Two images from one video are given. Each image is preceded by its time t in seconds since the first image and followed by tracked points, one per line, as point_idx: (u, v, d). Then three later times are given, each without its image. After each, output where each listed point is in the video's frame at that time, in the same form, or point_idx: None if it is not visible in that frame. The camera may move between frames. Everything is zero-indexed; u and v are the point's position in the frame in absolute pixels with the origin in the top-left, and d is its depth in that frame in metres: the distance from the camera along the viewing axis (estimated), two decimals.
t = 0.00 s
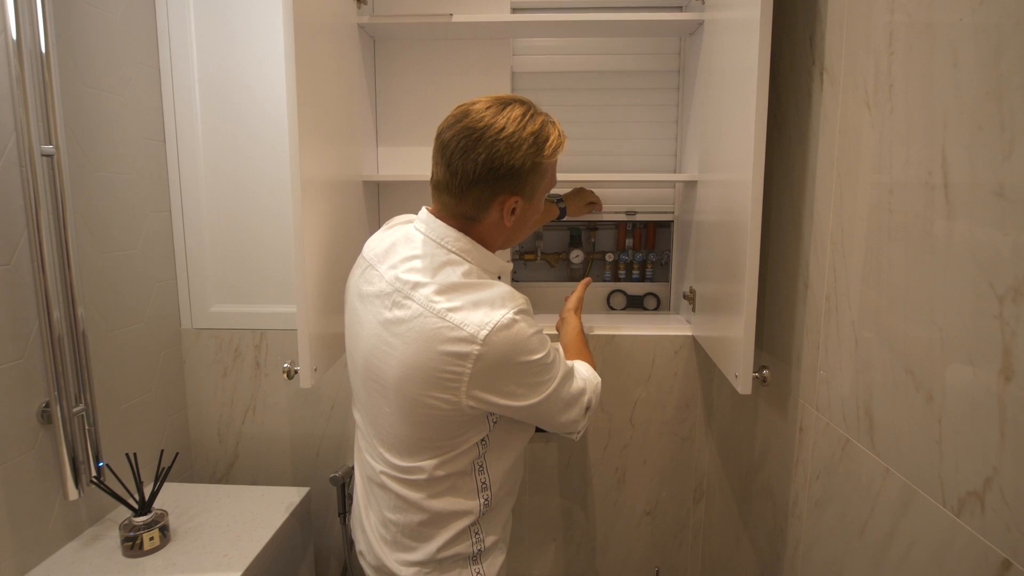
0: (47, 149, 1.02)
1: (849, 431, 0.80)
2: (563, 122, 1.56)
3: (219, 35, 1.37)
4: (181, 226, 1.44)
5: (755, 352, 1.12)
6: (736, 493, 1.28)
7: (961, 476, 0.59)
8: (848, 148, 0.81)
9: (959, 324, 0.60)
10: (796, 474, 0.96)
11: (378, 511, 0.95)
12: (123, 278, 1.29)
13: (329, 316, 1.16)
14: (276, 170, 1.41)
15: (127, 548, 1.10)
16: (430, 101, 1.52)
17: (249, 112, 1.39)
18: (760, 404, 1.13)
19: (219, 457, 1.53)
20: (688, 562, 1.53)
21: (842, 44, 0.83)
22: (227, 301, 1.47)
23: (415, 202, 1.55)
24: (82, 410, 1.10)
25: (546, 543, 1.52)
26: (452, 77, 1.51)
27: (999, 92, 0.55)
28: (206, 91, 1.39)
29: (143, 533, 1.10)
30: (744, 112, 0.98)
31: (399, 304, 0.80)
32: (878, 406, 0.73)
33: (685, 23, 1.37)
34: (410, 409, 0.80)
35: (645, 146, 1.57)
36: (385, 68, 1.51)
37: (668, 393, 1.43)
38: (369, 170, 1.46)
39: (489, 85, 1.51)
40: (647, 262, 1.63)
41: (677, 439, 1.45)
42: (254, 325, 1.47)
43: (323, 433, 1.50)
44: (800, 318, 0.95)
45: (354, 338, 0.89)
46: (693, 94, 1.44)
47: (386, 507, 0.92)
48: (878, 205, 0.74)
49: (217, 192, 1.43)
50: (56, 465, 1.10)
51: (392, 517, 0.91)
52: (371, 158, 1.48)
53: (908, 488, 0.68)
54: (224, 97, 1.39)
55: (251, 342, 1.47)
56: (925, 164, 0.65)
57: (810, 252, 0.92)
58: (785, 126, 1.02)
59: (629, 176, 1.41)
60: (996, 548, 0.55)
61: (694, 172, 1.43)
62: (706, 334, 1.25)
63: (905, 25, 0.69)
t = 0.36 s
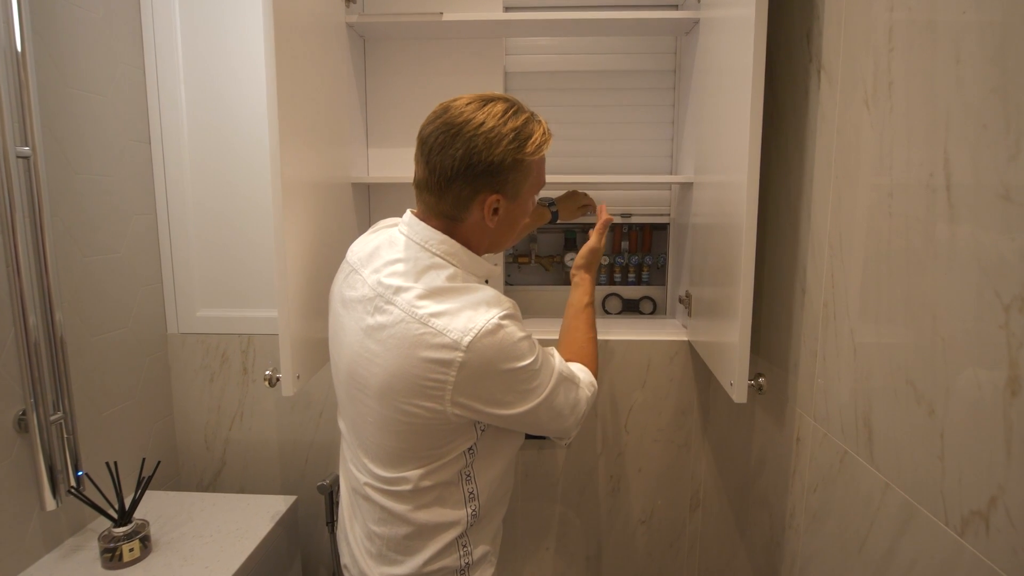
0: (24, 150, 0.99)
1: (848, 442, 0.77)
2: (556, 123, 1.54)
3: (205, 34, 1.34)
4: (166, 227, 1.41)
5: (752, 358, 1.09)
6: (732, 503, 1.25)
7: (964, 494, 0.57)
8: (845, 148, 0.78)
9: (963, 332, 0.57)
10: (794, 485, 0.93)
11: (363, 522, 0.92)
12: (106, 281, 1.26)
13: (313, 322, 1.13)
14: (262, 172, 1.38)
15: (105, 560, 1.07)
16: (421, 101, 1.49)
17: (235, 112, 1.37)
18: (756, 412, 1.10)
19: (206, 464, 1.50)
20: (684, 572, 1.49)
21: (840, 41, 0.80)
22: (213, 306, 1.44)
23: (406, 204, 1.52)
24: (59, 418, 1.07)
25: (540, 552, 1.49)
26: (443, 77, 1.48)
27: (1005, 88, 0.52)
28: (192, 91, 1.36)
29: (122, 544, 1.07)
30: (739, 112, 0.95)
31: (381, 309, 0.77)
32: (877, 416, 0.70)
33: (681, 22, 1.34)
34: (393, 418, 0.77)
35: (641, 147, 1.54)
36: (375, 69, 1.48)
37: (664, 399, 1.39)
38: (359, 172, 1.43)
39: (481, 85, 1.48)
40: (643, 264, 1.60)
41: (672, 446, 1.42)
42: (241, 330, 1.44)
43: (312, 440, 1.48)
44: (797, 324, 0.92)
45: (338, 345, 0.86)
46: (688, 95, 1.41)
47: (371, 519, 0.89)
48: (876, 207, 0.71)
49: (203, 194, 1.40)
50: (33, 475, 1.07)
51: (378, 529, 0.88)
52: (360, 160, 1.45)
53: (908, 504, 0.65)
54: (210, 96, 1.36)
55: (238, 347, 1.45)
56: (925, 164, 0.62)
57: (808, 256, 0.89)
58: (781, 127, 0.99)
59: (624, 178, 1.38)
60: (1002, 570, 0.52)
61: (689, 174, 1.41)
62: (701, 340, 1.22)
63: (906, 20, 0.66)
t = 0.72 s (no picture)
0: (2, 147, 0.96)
1: (846, 452, 0.74)
2: (550, 121, 1.51)
3: (190, 30, 1.31)
4: (151, 228, 1.38)
5: (748, 363, 1.06)
6: (728, 510, 1.22)
7: (968, 510, 0.54)
8: (844, 146, 0.75)
9: (968, 340, 0.54)
10: (791, 494, 0.90)
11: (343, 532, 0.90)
12: (88, 282, 1.23)
13: (298, 325, 1.11)
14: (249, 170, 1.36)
15: (86, 569, 1.05)
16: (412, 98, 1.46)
17: (221, 110, 1.34)
18: (753, 418, 1.07)
19: (194, 468, 1.48)
20: None
21: (839, 35, 0.77)
22: (200, 307, 1.41)
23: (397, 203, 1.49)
24: (38, 422, 1.04)
25: (533, 558, 1.46)
26: (434, 74, 1.45)
27: (1013, 81, 0.49)
28: (176, 88, 1.33)
29: (103, 552, 1.05)
30: (735, 108, 0.92)
31: (349, 307, 0.75)
32: (877, 426, 0.67)
33: (677, 17, 1.31)
34: (360, 421, 0.75)
35: (636, 145, 1.51)
36: (365, 66, 1.45)
37: (659, 403, 1.36)
38: (348, 171, 1.40)
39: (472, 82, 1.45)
40: (639, 265, 1.57)
41: (668, 451, 1.39)
42: (229, 332, 1.41)
43: (301, 444, 1.45)
44: (794, 328, 0.89)
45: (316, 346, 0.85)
46: (685, 92, 1.38)
47: (350, 529, 0.87)
48: (876, 208, 0.68)
49: (189, 193, 1.37)
50: (10, 481, 1.04)
51: (356, 539, 0.86)
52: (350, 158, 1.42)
53: (910, 519, 0.62)
54: (196, 94, 1.33)
55: (225, 349, 1.42)
56: (928, 163, 0.59)
57: (805, 258, 0.86)
58: (778, 124, 0.96)
59: (618, 178, 1.35)
60: None
61: (686, 172, 1.38)
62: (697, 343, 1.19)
63: (908, 11, 0.63)
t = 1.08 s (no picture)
0: None
1: (847, 457, 0.72)
2: (548, 118, 1.49)
3: (183, 26, 1.29)
4: (144, 226, 1.37)
5: (748, 364, 1.04)
6: (727, 513, 1.20)
7: (974, 520, 0.52)
8: (845, 143, 0.73)
9: (974, 344, 0.52)
10: (790, 499, 0.89)
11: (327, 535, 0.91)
12: (79, 282, 1.21)
13: (290, 325, 1.09)
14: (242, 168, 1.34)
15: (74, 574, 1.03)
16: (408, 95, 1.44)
17: (214, 107, 1.32)
18: (752, 420, 1.05)
19: (188, 469, 1.47)
20: None
21: (840, 29, 0.75)
22: (193, 307, 1.40)
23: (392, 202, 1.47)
24: (26, 424, 1.03)
25: (530, 560, 1.45)
26: (430, 70, 1.43)
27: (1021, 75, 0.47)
28: (168, 85, 1.32)
29: (92, 556, 1.03)
30: (735, 105, 0.90)
31: (315, 297, 0.77)
32: (878, 431, 0.66)
33: (676, 13, 1.29)
34: (320, 412, 0.76)
35: (635, 142, 1.49)
36: (360, 62, 1.43)
37: (657, 404, 1.35)
38: (343, 169, 1.39)
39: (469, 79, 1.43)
40: (638, 264, 1.55)
41: (666, 452, 1.38)
42: (223, 332, 1.40)
43: (296, 445, 1.43)
44: (795, 330, 0.87)
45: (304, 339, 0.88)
46: (684, 88, 1.36)
47: (330, 531, 0.88)
48: (879, 207, 0.66)
49: (182, 191, 1.35)
50: None
51: (335, 541, 0.87)
52: (345, 156, 1.40)
53: (912, 528, 0.60)
54: (188, 90, 1.32)
55: (219, 349, 1.40)
56: (933, 161, 0.57)
57: (806, 258, 0.84)
58: (778, 121, 0.94)
59: (617, 175, 1.33)
60: None
61: (685, 170, 1.36)
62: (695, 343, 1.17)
63: (912, 3, 0.61)
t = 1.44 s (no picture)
0: None
1: (849, 459, 0.72)
2: (550, 121, 1.49)
3: (187, 28, 1.30)
4: (148, 227, 1.37)
5: (750, 366, 1.04)
6: (729, 515, 1.20)
7: (976, 522, 0.52)
8: (848, 147, 0.73)
9: (976, 346, 0.52)
10: (792, 501, 0.89)
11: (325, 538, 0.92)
12: (83, 282, 1.22)
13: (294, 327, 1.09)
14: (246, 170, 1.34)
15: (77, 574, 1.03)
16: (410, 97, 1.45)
17: (218, 109, 1.33)
18: (754, 422, 1.05)
19: (191, 469, 1.47)
20: None
21: (842, 33, 0.75)
22: (197, 308, 1.40)
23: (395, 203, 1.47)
24: (31, 424, 1.03)
25: (531, 561, 1.45)
26: (433, 72, 1.43)
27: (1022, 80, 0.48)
28: (173, 86, 1.32)
29: (96, 556, 1.03)
30: (737, 108, 0.90)
31: (315, 301, 0.78)
32: (880, 434, 0.66)
33: (678, 16, 1.30)
34: (317, 416, 0.77)
35: (637, 145, 1.49)
36: (363, 64, 1.44)
37: (658, 406, 1.35)
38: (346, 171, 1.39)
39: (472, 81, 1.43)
40: (640, 266, 1.55)
41: (668, 453, 1.38)
42: (226, 334, 1.40)
43: (298, 446, 1.44)
44: (797, 333, 0.87)
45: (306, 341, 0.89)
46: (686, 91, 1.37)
47: (328, 534, 0.89)
48: (880, 211, 0.66)
49: (186, 193, 1.36)
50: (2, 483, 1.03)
51: (332, 544, 0.88)
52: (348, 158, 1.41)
53: (914, 530, 0.60)
54: (192, 92, 1.32)
55: (222, 350, 1.41)
56: (935, 164, 0.58)
57: (808, 261, 0.84)
58: (780, 124, 0.95)
59: (619, 177, 1.33)
60: None
61: (687, 172, 1.36)
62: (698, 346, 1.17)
63: (914, 8, 0.61)
